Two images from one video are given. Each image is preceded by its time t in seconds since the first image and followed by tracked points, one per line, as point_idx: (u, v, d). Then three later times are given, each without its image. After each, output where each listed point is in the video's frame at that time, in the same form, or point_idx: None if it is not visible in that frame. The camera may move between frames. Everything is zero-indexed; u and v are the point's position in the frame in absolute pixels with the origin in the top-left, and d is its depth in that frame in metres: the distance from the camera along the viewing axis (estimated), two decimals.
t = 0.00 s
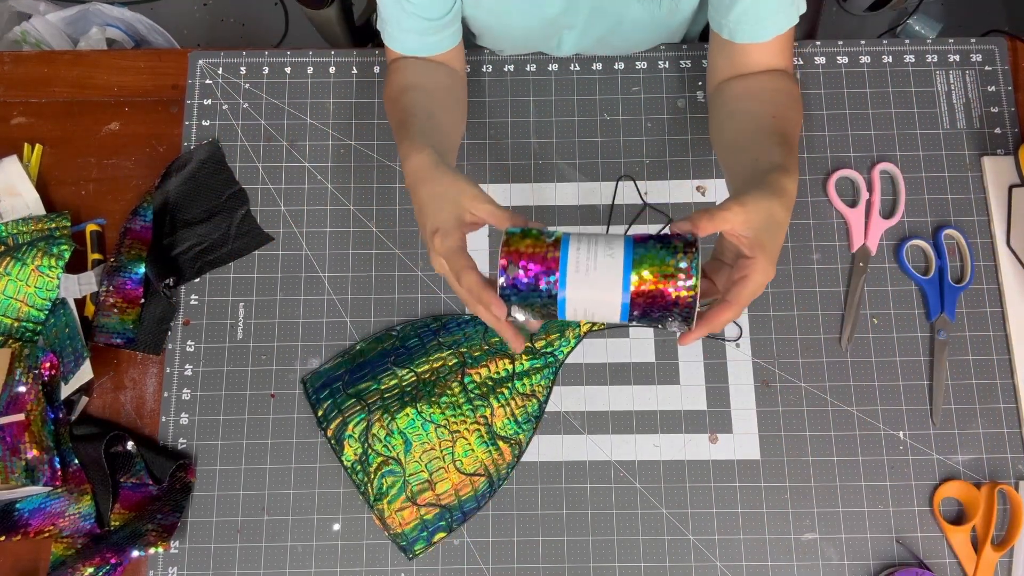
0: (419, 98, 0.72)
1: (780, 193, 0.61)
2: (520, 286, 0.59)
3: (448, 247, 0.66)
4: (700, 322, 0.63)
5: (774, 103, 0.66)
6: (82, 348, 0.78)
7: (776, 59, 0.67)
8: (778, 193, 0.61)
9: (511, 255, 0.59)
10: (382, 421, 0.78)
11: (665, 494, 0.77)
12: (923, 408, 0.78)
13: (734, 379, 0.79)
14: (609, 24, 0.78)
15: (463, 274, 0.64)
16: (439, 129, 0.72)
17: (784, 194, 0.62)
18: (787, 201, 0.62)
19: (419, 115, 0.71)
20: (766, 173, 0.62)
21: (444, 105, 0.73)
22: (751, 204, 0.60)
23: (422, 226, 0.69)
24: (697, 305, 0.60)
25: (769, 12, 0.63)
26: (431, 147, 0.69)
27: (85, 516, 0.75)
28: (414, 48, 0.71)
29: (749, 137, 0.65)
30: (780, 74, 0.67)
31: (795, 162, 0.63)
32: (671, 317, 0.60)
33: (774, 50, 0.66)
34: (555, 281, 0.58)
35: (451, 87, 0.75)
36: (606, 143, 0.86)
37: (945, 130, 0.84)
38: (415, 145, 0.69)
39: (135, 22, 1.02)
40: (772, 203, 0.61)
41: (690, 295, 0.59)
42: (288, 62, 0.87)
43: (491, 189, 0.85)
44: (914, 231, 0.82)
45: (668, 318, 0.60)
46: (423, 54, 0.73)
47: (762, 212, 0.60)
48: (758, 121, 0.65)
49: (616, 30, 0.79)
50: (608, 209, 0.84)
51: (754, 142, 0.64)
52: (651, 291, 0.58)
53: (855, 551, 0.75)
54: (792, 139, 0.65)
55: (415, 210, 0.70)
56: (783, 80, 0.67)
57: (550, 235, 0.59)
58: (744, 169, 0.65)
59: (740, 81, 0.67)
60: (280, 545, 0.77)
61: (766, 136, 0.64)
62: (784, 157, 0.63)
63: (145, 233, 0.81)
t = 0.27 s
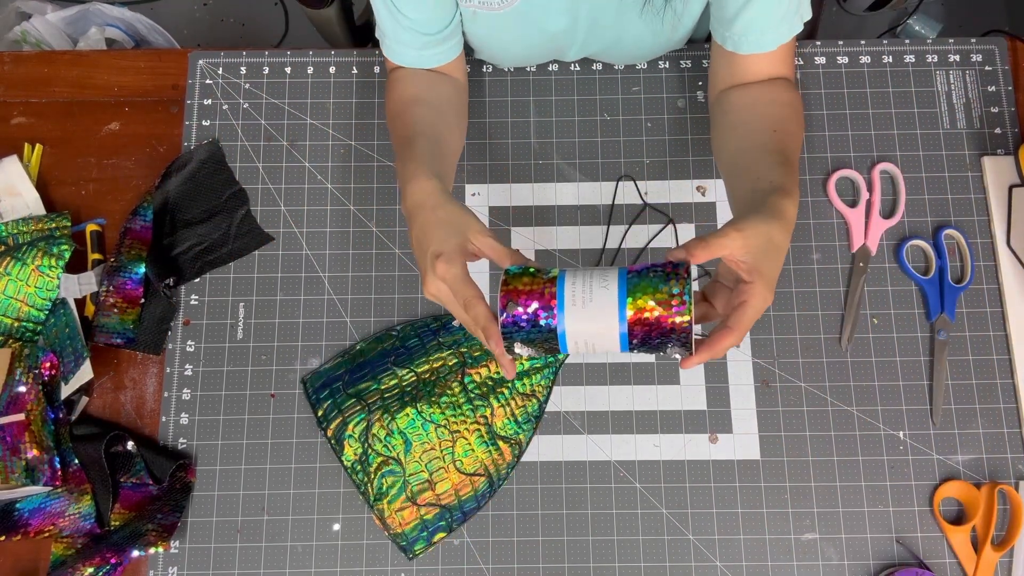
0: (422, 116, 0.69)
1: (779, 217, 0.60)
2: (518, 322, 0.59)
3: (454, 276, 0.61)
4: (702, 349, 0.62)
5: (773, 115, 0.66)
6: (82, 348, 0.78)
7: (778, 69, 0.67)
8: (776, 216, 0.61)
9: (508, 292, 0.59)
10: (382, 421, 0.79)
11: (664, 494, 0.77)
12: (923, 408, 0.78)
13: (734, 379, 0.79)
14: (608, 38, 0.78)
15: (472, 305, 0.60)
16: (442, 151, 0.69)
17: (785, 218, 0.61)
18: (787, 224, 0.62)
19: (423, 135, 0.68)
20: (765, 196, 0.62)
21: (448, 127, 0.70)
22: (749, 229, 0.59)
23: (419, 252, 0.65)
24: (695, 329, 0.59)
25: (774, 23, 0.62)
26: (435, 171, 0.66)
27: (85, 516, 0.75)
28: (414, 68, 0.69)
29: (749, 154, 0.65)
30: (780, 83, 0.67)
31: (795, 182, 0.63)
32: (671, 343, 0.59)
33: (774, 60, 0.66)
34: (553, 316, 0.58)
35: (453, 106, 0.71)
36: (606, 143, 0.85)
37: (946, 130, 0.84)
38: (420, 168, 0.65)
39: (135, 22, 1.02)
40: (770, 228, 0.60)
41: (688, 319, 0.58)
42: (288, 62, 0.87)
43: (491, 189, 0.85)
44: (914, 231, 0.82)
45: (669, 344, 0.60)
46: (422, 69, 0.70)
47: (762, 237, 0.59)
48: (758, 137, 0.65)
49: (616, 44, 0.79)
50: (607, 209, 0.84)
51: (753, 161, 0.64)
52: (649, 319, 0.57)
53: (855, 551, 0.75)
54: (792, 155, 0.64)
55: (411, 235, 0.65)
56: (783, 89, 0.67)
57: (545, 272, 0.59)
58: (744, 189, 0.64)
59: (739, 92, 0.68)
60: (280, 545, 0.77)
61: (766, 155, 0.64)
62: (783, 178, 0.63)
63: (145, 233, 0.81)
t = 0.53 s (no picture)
0: (426, 115, 0.69)
1: (775, 227, 0.60)
2: (525, 325, 0.59)
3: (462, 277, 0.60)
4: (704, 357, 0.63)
5: (772, 119, 0.65)
6: (81, 348, 0.78)
7: (777, 70, 0.67)
8: (772, 226, 0.60)
9: (515, 294, 0.59)
10: (382, 421, 0.79)
11: (664, 494, 0.77)
12: (923, 408, 0.78)
13: (734, 379, 0.79)
14: (606, 39, 0.78)
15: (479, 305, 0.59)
16: (448, 152, 0.69)
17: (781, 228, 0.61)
18: (782, 234, 0.61)
19: (428, 136, 0.68)
20: (761, 204, 0.62)
21: (452, 129, 0.70)
22: (747, 237, 0.59)
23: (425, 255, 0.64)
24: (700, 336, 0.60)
25: (772, 23, 0.63)
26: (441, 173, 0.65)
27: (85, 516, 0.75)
28: (414, 68, 0.69)
29: (747, 159, 0.65)
30: (779, 86, 0.67)
31: (790, 192, 0.63)
32: (674, 349, 0.60)
33: (772, 60, 0.66)
34: (560, 318, 0.58)
35: (455, 107, 0.71)
36: (606, 143, 0.85)
37: (946, 130, 0.84)
38: (426, 170, 0.65)
39: (135, 22, 1.02)
40: (766, 237, 0.59)
41: (693, 326, 0.59)
42: (288, 62, 0.87)
43: (491, 189, 0.85)
44: (914, 231, 0.82)
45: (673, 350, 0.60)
46: (422, 69, 0.69)
47: (761, 247, 0.59)
48: (756, 141, 0.65)
49: (615, 45, 0.79)
50: (607, 209, 0.84)
51: (750, 168, 0.64)
52: (654, 324, 0.58)
53: (854, 551, 0.75)
54: (789, 163, 0.64)
55: (419, 240, 0.64)
56: (781, 92, 0.67)
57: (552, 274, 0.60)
58: (740, 195, 0.64)
59: (738, 93, 0.68)
60: (280, 545, 0.77)
61: (764, 161, 0.64)
62: (779, 187, 0.62)
63: (145, 233, 0.81)
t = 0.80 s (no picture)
0: (427, 111, 0.68)
1: (789, 236, 0.61)
2: (556, 338, 0.59)
3: (446, 245, 0.55)
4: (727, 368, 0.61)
5: (774, 122, 0.66)
6: (81, 348, 0.78)
7: (778, 72, 0.67)
8: (785, 235, 0.60)
9: (546, 306, 0.58)
10: (382, 421, 0.79)
11: (665, 494, 0.77)
12: (923, 408, 0.78)
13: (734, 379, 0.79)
14: (606, 38, 0.78)
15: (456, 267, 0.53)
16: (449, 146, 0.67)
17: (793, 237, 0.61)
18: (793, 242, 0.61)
19: (427, 130, 0.67)
20: (771, 211, 0.62)
21: (454, 126, 0.70)
22: (770, 249, 0.59)
23: (417, 233, 0.59)
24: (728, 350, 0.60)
25: (773, 23, 0.63)
26: (440, 164, 0.63)
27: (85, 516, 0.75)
28: (414, 67, 0.69)
29: (752, 164, 0.65)
30: (780, 87, 0.67)
31: (797, 196, 0.63)
32: (704, 364, 0.60)
33: (773, 61, 0.66)
34: (592, 331, 0.58)
35: (456, 105, 0.71)
36: (606, 143, 0.86)
37: (945, 130, 0.84)
38: (424, 160, 0.63)
39: (135, 22, 1.02)
40: (786, 248, 0.60)
41: (722, 341, 0.59)
42: (288, 62, 0.87)
43: (491, 189, 0.85)
44: (914, 231, 0.82)
45: (699, 365, 0.60)
46: (422, 67, 0.69)
47: (779, 256, 0.59)
48: (761, 144, 0.65)
49: (614, 44, 0.79)
50: (607, 209, 0.84)
51: (758, 173, 0.64)
52: (685, 339, 0.58)
53: (854, 551, 0.75)
54: (794, 165, 0.65)
55: (411, 220, 0.60)
56: (782, 94, 0.67)
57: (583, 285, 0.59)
58: (747, 201, 0.64)
59: (740, 94, 0.68)
60: (280, 545, 0.77)
61: (771, 167, 0.64)
62: (787, 193, 0.63)
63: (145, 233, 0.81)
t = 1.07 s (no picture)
0: (429, 116, 0.69)
1: (794, 236, 0.61)
2: (557, 331, 0.59)
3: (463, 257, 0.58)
4: (727, 366, 0.63)
5: (775, 121, 0.66)
6: (81, 348, 0.78)
7: (778, 71, 0.67)
8: (790, 236, 0.61)
9: (548, 300, 0.59)
10: (382, 421, 0.79)
11: (664, 494, 0.77)
12: (923, 408, 0.78)
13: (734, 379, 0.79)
14: (606, 37, 0.78)
15: (473, 279, 0.56)
16: (453, 149, 0.68)
17: (798, 237, 0.61)
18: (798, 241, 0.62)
19: (431, 136, 0.68)
20: (774, 210, 0.62)
21: (456, 129, 0.70)
22: (774, 248, 0.59)
23: (429, 242, 0.61)
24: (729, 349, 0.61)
25: (773, 23, 0.63)
26: (449, 171, 0.65)
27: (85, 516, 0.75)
28: (415, 66, 0.69)
29: (755, 164, 0.65)
30: (780, 86, 0.67)
31: (801, 195, 0.63)
32: (703, 360, 0.62)
33: (773, 60, 0.66)
34: (592, 326, 0.58)
35: (458, 106, 0.71)
36: (606, 143, 0.86)
37: (945, 130, 0.84)
38: (433, 167, 0.64)
39: (135, 22, 1.02)
40: (790, 248, 0.60)
41: (723, 341, 0.60)
42: (288, 62, 0.87)
43: (491, 189, 0.85)
44: (914, 231, 0.82)
45: (699, 360, 0.62)
46: (422, 66, 0.69)
47: (784, 258, 0.59)
48: (763, 144, 0.65)
49: (613, 44, 0.79)
50: (607, 209, 0.84)
51: (760, 172, 0.64)
52: (685, 337, 0.59)
53: (854, 551, 0.75)
54: (797, 164, 0.65)
55: (424, 228, 0.62)
56: (783, 92, 0.67)
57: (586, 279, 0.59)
58: (750, 201, 0.64)
59: (740, 94, 0.68)
60: (280, 545, 0.77)
61: (773, 167, 0.64)
62: (792, 192, 0.63)
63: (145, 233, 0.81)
